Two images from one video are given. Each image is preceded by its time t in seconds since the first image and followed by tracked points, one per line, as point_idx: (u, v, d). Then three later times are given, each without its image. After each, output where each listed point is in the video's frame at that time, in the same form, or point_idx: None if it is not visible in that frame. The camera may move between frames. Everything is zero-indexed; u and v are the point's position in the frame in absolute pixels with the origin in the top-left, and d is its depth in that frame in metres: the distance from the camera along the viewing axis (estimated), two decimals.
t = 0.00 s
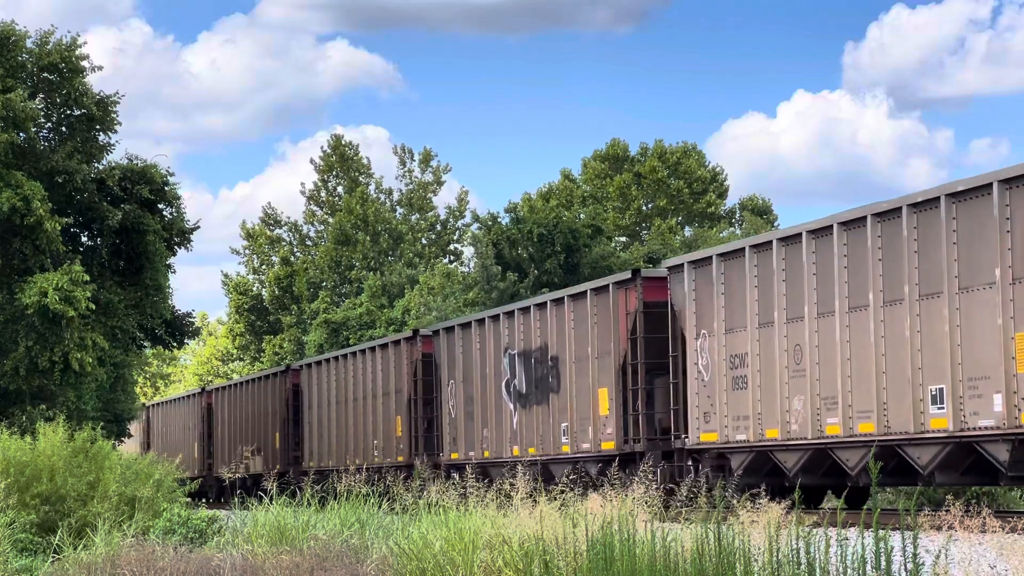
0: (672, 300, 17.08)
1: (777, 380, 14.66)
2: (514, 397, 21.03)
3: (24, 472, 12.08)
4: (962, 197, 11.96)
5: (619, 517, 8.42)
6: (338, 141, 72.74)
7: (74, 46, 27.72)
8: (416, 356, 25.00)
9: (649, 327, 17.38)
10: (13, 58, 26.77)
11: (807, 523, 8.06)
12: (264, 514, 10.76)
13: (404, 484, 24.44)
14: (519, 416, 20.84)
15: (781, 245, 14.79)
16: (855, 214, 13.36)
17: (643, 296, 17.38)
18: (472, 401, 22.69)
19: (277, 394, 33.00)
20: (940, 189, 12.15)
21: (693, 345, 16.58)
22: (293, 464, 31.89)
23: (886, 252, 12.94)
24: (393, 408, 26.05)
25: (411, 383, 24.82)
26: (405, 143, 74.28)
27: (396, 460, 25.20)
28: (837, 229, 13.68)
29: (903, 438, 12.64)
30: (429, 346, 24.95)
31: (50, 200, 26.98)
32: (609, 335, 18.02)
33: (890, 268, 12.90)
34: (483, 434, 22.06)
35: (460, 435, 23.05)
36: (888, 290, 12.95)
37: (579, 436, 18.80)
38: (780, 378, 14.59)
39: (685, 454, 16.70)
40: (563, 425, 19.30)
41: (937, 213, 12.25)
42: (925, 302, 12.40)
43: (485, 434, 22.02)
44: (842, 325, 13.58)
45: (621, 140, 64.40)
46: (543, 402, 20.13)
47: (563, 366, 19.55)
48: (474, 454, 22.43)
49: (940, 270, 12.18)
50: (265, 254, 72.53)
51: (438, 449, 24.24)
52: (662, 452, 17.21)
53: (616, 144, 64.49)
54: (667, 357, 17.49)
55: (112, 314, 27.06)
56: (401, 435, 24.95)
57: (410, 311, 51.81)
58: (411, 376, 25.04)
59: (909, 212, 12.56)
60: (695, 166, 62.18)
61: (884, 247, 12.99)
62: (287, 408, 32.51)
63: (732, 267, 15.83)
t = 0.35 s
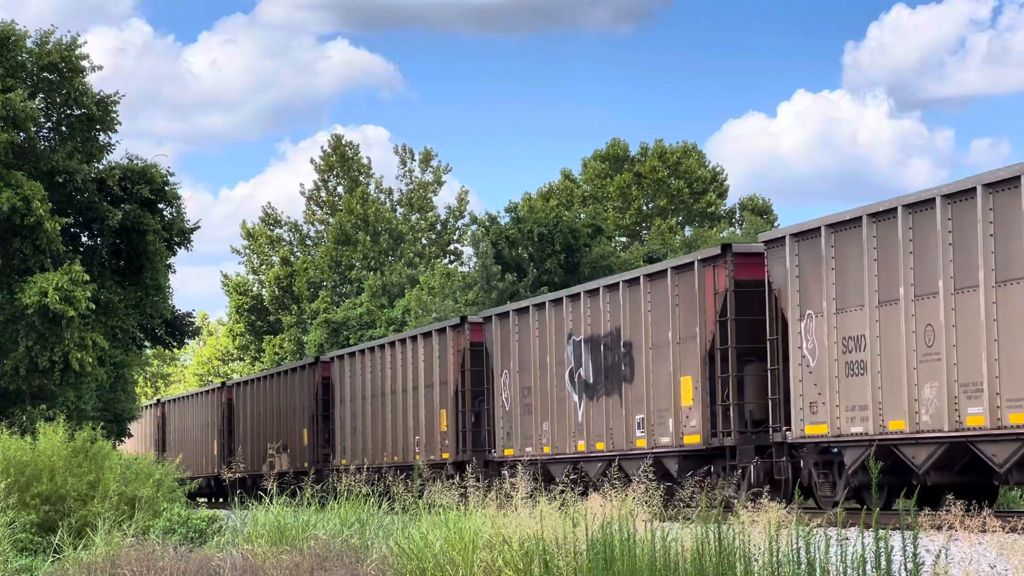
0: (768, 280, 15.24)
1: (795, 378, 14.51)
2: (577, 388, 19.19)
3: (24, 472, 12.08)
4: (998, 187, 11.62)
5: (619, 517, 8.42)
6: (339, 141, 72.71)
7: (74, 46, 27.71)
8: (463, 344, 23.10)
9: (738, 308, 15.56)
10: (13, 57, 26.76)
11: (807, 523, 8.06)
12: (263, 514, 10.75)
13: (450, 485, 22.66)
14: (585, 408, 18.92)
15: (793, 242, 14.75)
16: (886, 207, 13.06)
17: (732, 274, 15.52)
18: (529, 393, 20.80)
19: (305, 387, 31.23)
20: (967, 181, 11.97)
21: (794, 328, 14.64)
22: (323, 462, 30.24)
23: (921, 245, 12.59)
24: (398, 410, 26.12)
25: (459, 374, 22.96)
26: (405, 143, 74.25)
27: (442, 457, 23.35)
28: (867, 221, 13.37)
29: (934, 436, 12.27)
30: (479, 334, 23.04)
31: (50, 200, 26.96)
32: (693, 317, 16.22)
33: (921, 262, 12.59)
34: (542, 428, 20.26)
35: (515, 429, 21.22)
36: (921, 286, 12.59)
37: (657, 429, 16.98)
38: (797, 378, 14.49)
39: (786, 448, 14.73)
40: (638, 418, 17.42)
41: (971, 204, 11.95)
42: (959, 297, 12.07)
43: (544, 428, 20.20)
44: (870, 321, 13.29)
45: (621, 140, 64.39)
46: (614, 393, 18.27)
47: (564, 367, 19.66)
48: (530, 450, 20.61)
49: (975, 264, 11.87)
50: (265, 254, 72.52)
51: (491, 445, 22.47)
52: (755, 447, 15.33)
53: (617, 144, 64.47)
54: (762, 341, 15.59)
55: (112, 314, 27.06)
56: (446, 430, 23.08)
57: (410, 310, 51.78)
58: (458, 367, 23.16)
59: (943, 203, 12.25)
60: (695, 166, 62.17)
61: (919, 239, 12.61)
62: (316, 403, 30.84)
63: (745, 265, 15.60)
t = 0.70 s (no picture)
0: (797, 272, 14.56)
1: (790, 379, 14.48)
2: (657, 376, 17.29)
3: (25, 472, 12.09)
4: None
5: (619, 517, 8.42)
6: (339, 141, 72.67)
7: (74, 46, 27.71)
8: (518, 331, 21.12)
9: (852, 286, 13.62)
10: (13, 58, 26.76)
11: (807, 523, 8.06)
12: (263, 514, 10.76)
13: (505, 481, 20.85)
14: (664, 398, 17.10)
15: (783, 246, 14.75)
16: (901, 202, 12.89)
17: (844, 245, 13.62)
18: (598, 383, 18.87)
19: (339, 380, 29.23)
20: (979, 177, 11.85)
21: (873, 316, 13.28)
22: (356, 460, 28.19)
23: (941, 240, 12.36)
24: (403, 408, 26.15)
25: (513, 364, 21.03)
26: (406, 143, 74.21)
27: (493, 452, 21.53)
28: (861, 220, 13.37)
29: (957, 433, 12.03)
30: (536, 321, 21.02)
31: (50, 200, 26.95)
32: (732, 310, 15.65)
33: (944, 257, 12.32)
34: (612, 421, 18.36)
35: (580, 422, 19.26)
36: (942, 281, 12.37)
37: (752, 422, 15.13)
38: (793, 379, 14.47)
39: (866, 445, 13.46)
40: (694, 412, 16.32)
41: (1003, 196, 11.60)
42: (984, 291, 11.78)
43: (615, 420, 18.28)
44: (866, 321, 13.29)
45: (621, 140, 64.37)
46: (700, 381, 16.40)
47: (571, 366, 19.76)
48: (599, 445, 18.73)
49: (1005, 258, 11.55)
50: (264, 253, 72.51)
51: (549, 439, 20.59)
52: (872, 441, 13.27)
53: (617, 144, 64.46)
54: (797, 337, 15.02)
55: (112, 314, 27.07)
56: (499, 424, 21.22)
57: (410, 310, 51.75)
58: (513, 355, 21.20)
59: (968, 197, 12.00)
60: (695, 166, 62.16)
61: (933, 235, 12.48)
62: (350, 397, 28.79)
63: (750, 263, 15.40)
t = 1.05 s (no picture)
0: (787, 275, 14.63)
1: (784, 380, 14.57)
2: (686, 373, 16.57)
3: (25, 472, 12.09)
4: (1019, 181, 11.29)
5: (619, 517, 8.44)
6: (339, 141, 72.67)
7: (74, 46, 27.71)
8: (584, 317, 18.96)
9: (835, 289, 13.75)
10: (13, 58, 26.78)
11: (807, 522, 8.07)
12: (263, 514, 10.76)
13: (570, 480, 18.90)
14: (758, 387, 15.06)
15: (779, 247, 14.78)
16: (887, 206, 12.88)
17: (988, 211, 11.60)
18: (678, 371, 16.78)
19: (374, 372, 27.05)
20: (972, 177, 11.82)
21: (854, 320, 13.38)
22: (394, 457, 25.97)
23: (916, 246, 12.46)
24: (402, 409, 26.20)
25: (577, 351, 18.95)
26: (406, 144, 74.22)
27: (554, 449, 19.60)
28: (848, 226, 13.49)
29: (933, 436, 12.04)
30: (605, 305, 18.97)
31: (50, 200, 26.95)
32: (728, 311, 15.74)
33: (920, 262, 12.38)
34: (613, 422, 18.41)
35: (655, 414, 17.24)
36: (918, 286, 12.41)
37: (869, 414, 13.09)
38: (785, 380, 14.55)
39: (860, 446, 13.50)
40: (691, 413, 16.38)
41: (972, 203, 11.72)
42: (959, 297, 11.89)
43: (641, 419, 17.55)
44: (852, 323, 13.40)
45: (621, 140, 64.39)
46: (804, 368, 14.33)
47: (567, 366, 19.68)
48: (679, 440, 16.68)
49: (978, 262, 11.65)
50: (265, 254, 72.51)
51: (619, 435, 18.53)
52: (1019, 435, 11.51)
53: (617, 144, 64.47)
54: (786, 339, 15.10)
55: (112, 314, 27.08)
56: (561, 417, 19.23)
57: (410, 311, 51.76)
58: (577, 343, 19.06)
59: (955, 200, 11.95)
60: (695, 167, 62.17)
61: (907, 242, 12.61)
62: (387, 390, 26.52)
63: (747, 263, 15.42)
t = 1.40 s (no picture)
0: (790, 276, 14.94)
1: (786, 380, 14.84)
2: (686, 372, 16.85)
3: (24, 472, 12.08)
4: (1013, 184, 11.66)
5: (619, 517, 8.43)
6: (340, 141, 72.67)
7: (74, 46, 27.71)
8: (661, 299, 16.99)
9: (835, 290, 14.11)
10: (13, 58, 26.80)
11: (808, 523, 8.07)
12: (264, 514, 10.76)
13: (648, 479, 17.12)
14: (879, 374, 13.31)
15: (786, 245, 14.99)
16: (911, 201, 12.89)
17: None
18: (779, 356, 15.06)
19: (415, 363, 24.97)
20: (982, 177, 11.98)
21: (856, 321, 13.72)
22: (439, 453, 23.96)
23: (932, 245, 12.65)
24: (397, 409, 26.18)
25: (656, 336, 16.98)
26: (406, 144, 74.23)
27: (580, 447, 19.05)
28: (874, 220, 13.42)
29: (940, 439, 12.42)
30: (686, 286, 17.00)
31: (50, 200, 26.97)
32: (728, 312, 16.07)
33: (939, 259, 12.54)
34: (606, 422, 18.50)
35: (751, 404, 15.41)
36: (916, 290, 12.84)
37: (869, 413, 13.43)
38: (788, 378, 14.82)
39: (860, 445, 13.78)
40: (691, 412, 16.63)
41: (986, 201, 11.97)
42: (962, 297, 12.23)
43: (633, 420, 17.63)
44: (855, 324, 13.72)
45: (621, 140, 64.41)
46: (935, 352, 12.59)
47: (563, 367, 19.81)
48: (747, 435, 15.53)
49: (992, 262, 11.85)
50: (265, 254, 72.48)
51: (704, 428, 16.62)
52: None
53: (617, 144, 64.48)
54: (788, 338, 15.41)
55: (112, 314, 27.08)
56: (634, 409, 17.39)
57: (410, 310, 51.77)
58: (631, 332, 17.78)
59: (955, 202, 12.31)
60: (695, 166, 62.17)
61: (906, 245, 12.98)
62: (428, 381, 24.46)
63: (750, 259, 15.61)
